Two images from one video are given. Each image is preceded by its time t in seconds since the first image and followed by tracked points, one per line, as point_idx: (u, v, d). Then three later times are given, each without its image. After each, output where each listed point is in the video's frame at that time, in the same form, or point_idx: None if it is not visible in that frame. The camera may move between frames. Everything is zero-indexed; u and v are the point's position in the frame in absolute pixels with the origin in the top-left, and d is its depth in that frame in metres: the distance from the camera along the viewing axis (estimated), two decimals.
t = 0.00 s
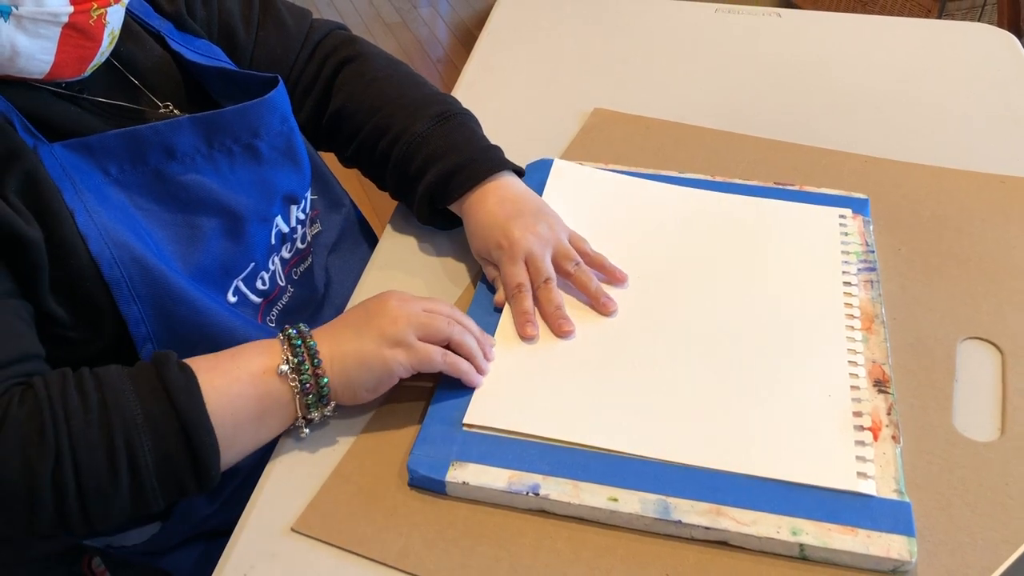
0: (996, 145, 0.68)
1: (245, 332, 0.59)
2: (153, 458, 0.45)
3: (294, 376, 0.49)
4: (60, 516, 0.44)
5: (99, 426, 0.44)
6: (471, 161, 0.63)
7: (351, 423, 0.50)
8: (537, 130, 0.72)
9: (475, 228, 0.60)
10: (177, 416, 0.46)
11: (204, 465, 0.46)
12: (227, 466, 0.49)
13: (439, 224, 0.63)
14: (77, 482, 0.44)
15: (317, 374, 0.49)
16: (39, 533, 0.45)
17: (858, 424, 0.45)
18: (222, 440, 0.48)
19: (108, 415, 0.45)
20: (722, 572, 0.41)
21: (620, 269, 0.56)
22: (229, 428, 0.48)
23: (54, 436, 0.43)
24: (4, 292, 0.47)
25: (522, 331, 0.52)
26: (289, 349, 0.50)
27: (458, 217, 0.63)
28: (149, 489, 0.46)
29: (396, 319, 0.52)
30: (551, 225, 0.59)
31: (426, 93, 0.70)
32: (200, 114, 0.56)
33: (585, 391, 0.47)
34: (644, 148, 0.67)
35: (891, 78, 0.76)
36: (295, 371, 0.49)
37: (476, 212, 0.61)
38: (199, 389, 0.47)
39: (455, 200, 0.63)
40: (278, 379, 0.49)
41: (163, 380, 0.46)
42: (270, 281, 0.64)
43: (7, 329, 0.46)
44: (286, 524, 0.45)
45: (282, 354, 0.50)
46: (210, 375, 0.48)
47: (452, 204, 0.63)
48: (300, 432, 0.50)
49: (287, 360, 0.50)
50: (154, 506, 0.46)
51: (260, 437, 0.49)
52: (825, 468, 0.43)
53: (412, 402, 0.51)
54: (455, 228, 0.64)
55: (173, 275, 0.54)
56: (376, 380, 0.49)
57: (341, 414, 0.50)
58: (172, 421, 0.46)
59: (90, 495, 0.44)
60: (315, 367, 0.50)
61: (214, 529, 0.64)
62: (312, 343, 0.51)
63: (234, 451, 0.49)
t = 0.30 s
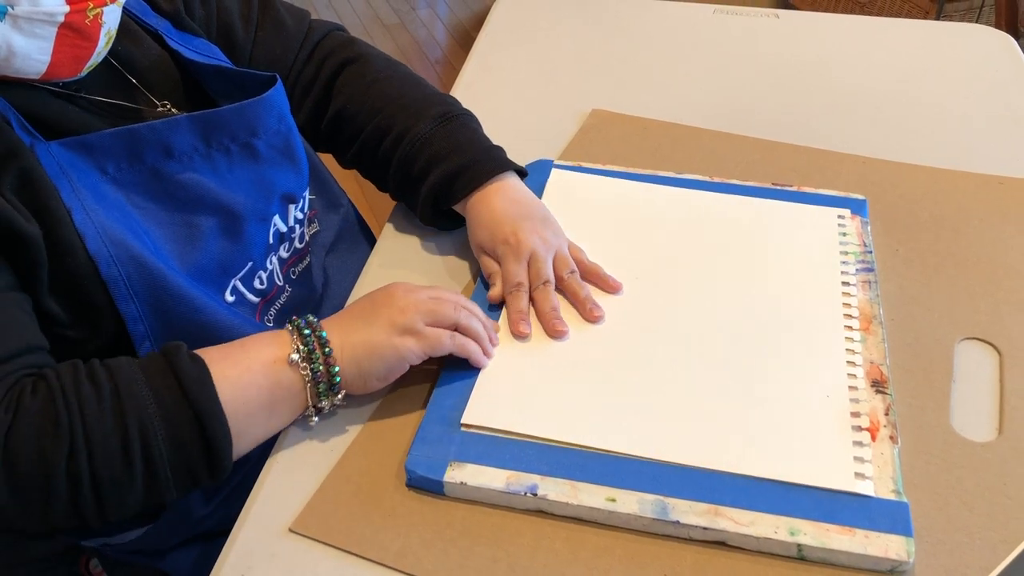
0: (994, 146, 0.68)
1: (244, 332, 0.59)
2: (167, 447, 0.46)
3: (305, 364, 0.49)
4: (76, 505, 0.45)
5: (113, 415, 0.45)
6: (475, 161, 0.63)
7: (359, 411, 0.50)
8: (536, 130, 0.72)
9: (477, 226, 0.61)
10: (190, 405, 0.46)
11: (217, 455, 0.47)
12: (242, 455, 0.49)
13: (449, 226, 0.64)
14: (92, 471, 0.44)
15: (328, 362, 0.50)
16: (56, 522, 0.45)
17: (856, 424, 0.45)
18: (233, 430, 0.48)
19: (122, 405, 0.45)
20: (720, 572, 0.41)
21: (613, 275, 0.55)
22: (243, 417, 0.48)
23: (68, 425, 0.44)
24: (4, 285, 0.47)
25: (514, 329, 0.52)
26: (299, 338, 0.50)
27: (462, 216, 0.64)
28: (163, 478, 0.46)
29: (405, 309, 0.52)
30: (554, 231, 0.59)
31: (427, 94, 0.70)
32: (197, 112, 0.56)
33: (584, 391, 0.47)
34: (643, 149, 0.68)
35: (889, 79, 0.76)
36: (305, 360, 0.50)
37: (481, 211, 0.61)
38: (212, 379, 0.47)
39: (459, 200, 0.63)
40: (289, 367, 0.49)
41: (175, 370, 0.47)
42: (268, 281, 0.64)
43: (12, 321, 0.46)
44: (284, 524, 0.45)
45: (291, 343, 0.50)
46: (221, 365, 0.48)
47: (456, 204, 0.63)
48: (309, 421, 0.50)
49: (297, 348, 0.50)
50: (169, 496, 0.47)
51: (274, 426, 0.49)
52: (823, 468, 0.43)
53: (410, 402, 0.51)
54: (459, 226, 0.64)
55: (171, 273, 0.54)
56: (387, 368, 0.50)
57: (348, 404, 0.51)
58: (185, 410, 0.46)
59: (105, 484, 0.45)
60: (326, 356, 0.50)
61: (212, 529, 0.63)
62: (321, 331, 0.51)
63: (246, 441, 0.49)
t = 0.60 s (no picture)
0: (993, 145, 0.68)
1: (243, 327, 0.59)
2: (169, 443, 0.45)
3: (308, 361, 0.49)
4: (78, 500, 0.45)
5: (116, 410, 0.44)
6: (473, 159, 0.63)
7: (360, 407, 0.50)
8: (535, 128, 0.72)
9: (475, 224, 0.61)
10: (193, 400, 0.46)
11: (219, 451, 0.46)
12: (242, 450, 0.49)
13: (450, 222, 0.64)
14: (94, 466, 0.44)
15: (331, 359, 0.49)
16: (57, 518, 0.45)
17: (856, 422, 0.45)
18: (236, 425, 0.47)
19: (124, 400, 0.45)
20: (720, 571, 0.41)
21: (610, 273, 0.55)
22: (245, 413, 0.47)
23: (70, 420, 0.44)
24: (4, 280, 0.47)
25: (516, 324, 0.52)
26: (302, 335, 0.50)
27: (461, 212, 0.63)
28: (164, 474, 0.46)
29: (407, 305, 0.52)
30: (551, 225, 0.59)
31: (426, 91, 0.70)
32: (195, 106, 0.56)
33: (583, 389, 0.47)
34: (642, 147, 0.67)
35: (888, 78, 0.76)
36: (308, 357, 0.49)
37: (479, 204, 0.61)
38: (213, 374, 0.47)
39: (457, 197, 0.62)
40: (292, 364, 0.49)
41: (178, 365, 0.46)
42: (266, 276, 0.64)
43: (12, 318, 0.45)
44: (283, 521, 0.45)
45: (294, 339, 0.50)
46: (224, 361, 0.48)
47: (454, 200, 0.63)
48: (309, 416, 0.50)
49: (300, 345, 0.50)
50: (170, 491, 0.46)
51: (275, 422, 0.49)
52: (823, 466, 0.43)
53: (408, 399, 0.50)
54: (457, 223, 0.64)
55: (169, 267, 0.54)
56: (389, 364, 0.50)
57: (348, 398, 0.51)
58: (187, 406, 0.46)
59: (107, 479, 0.44)
60: (329, 352, 0.50)
61: (209, 526, 0.63)
62: (324, 328, 0.51)
63: (248, 436, 0.48)
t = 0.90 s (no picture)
0: (994, 143, 0.68)
1: (242, 321, 0.59)
2: (168, 441, 0.45)
3: (309, 361, 0.49)
4: (76, 497, 0.44)
5: (114, 407, 0.44)
6: (454, 152, 0.63)
7: (359, 405, 0.50)
8: (535, 125, 0.72)
9: (455, 211, 0.61)
10: (192, 397, 0.46)
11: (219, 449, 0.46)
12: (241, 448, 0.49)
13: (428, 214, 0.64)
14: (92, 463, 0.44)
15: (331, 359, 0.49)
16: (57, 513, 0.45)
17: (856, 421, 0.45)
18: (235, 423, 0.47)
19: (122, 397, 0.45)
20: (720, 569, 0.41)
21: (610, 271, 0.55)
22: (244, 410, 0.47)
23: (68, 417, 0.43)
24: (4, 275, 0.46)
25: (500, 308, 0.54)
26: (303, 335, 0.50)
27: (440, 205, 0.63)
28: (164, 471, 0.46)
29: (408, 304, 0.52)
30: (525, 207, 0.59)
31: (412, 86, 0.70)
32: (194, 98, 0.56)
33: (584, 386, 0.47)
34: (642, 144, 0.67)
35: (888, 76, 0.76)
36: (309, 357, 0.49)
37: (456, 190, 0.62)
38: (213, 371, 0.47)
39: (435, 189, 0.63)
40: (293, 364, 0.49)
41: (177, 362, 0.46)
42: (266, 270, 0.64)
43: (12, 314, 0.45)
44: (282, 519, 0.45)
45: (295, 338, 0.50)
46: (224, 358, 0.48)
47: (432, 192, 0.63)
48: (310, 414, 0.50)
49: (301, 345, 0.50)
50: (169, 489, 0.46)
51: (274, 420, 0.49)
52: (824, 464, 0.43)
53: (407, 398, 0.50)
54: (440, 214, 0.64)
55: (168, 260, 0.54)
56: (390, 364, 0.50)
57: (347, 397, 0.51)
58: (186, 403, 0.46)
59: (105, 477, 0.44)
60: (330, 352, 0.49)
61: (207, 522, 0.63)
62: (326, 328, 0.50)
63: (248, 435, 0.48)
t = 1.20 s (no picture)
0: (995, 139, 0.68)
1: (245, 310, 0.58)
2: (168, 435, 0.45)
3: (308, 355, 0.49)
4: (74, 492, 0.44)
5: (114, 402, 0.44)
6: (416, 113, 0.67)
7: (359, 402, 0.50)
8: (535, 120, 0.72)
9: (426, 164, 0.64)
10: (191, 392, 0.45)
11: (218, 444, 0.46)
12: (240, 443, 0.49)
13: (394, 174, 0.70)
14: (92, 458, 0.44)
15: (330, 353, 0.49)
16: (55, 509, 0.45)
17: (858, 418, 0.45)
18: (234, 418, 0.47)
19: (122, 391, 0.44)
20: (722, 565, 0.41)
21: (611, 266, 0.55)
22: (245, 405, 0.47)
23: (69, 412, 0.43)
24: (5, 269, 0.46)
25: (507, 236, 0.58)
26: (303, 328, 0.50)
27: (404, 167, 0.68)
28: (164, 465, 0.46)
29: (408, 299, 0.51)
30: (483, 149, 0.63)
31: (377, 56, 0.74)
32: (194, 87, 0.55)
33: (584, 382, 0.47)
34: (643, 140, 0.67)
35: (889, 72, 0.76)
36: (309, 351, 0.49)
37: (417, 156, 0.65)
38: (213, 364, 0.47)
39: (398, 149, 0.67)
40: (292, 358, 0.49)
41: (176, 356, 0.46)
42: (268, 261, 0.63)
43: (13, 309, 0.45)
44: (282, 515, 0.44)
45: (294, 331, 0.50)
46: (226, 353, 0.48)
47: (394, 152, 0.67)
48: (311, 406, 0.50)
49: (301, 338, 0.49)
50: (169, 484, 0.46)
51: (275, 414, 0.49)
52: (826, 461, 0.43)
53: (407, 394, 0.50)
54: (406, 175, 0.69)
55: (171, 250, 0.54)
56: (390, 359, 0.50)
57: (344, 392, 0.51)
58: (185, 397, 0.45)
59: (105, 471, 0.44)
60: (330, 346, 0.49)
61: (207, 518, 0.63)
62: (325, 321, 0.50)
63: (248, 429, 0.48)
